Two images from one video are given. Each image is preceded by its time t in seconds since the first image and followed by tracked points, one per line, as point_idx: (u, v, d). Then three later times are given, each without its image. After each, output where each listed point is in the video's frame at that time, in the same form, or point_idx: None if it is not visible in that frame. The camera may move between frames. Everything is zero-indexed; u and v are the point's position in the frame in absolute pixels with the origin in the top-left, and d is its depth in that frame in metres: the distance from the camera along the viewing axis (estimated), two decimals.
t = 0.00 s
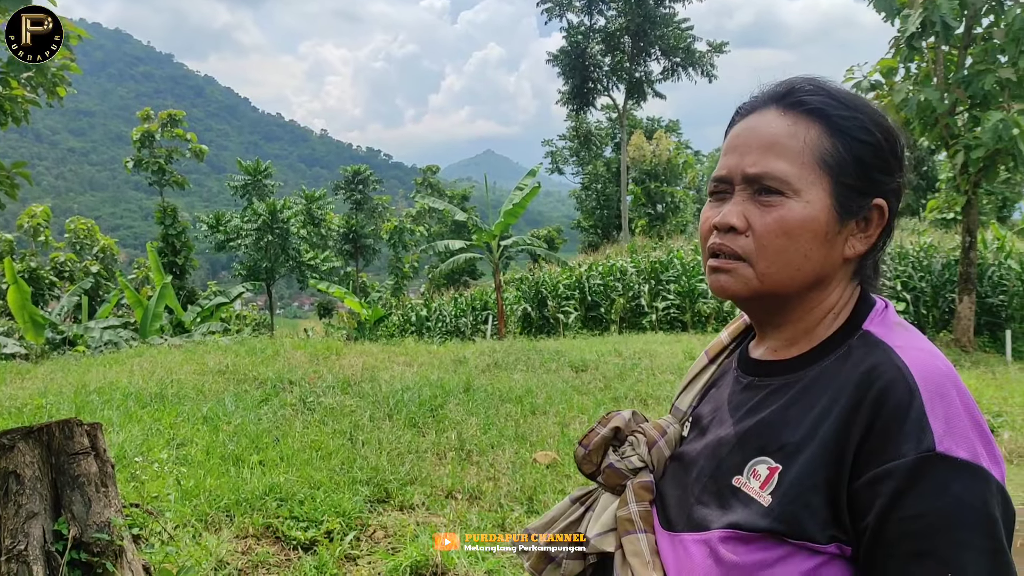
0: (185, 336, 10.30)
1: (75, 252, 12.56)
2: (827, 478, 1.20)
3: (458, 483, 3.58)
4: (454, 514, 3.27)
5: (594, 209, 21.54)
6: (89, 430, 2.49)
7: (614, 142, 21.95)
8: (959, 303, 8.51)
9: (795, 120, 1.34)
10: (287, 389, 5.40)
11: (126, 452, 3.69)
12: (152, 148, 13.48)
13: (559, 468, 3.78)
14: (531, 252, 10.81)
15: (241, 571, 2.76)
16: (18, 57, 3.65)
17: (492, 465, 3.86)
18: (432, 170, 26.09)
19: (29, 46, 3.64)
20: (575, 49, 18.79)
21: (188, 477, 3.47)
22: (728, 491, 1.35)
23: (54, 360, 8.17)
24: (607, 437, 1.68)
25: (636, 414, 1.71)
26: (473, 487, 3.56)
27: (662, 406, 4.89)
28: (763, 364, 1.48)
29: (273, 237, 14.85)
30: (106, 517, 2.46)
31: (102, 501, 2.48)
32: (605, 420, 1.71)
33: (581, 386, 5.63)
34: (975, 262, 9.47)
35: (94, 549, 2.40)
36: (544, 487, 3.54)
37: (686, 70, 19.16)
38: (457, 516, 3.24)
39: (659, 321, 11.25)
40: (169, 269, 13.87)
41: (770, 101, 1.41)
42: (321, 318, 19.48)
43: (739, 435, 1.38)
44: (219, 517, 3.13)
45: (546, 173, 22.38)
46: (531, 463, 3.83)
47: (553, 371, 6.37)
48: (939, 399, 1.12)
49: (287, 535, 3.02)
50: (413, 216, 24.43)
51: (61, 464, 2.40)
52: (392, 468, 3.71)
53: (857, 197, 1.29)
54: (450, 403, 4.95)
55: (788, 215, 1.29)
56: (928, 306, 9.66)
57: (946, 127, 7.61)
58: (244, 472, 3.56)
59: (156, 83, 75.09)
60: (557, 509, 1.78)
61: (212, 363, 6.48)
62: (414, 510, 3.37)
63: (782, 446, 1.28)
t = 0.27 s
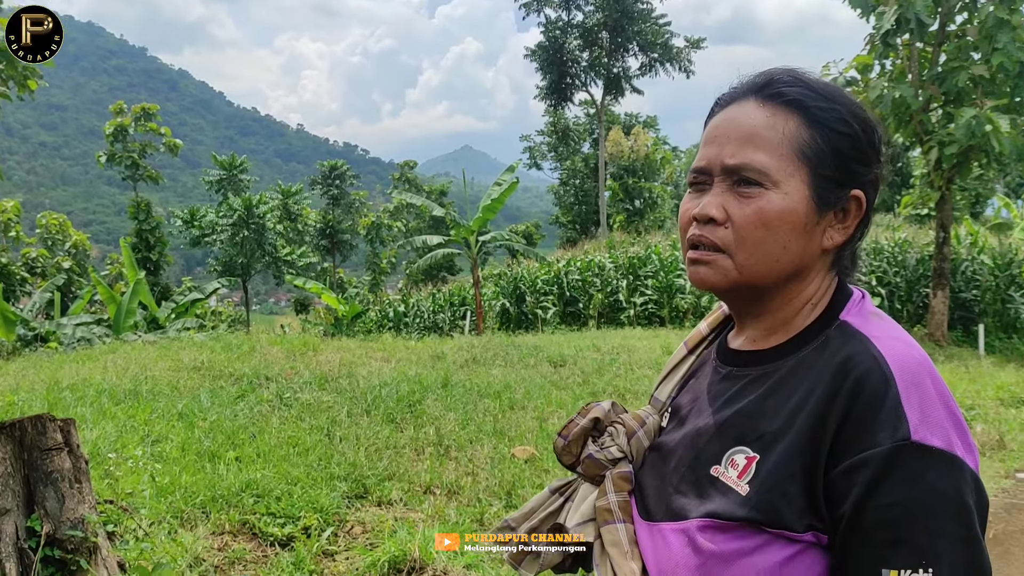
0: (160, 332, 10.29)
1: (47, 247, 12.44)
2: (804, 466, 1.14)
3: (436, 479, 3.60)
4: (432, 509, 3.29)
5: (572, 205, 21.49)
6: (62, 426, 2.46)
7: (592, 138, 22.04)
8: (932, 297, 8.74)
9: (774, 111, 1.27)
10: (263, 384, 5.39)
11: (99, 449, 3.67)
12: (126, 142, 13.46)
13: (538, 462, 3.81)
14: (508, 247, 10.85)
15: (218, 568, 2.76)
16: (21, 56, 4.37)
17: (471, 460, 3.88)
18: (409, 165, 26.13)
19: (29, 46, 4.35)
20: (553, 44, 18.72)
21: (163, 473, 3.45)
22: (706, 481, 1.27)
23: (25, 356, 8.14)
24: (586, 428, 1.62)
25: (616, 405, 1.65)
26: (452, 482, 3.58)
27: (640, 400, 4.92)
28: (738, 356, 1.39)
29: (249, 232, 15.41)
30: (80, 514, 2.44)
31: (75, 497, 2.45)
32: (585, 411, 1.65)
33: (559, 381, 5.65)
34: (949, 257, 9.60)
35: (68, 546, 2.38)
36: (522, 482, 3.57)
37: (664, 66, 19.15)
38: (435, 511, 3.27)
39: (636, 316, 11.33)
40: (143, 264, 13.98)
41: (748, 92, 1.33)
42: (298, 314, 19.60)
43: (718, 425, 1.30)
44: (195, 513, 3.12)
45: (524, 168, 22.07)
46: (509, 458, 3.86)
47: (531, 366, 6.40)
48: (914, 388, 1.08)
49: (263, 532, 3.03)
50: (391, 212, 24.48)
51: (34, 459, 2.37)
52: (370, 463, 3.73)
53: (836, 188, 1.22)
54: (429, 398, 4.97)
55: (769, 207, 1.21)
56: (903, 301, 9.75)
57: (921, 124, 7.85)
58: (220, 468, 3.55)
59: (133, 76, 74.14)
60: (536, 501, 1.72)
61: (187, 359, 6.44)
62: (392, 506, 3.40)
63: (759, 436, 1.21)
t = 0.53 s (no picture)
0: (137, 328, 10.29)
1: (22, 243, 12.30)
2: (781, 460, 1.11)
3: (416, 475, 3.62)
4: (412, 505, 3.32)
5: (552, 201, 21.47)
6: (38, 423, 2.43)
7: (572, 135, 21.72)
8: (910, 294, 8.78)
9: (750, 109, 1.26)
10: (242, 381, 5.39)
11: (76, 446, 3.64)
12: (102, 136, 13.34)
13: (518, 457, 3.83)
14: (488, 243, 10.88)
15: (197, 565, 2.76)
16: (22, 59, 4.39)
17: (451, 456, 3.90)
18: (389, 161, 26.11)
19: (30, 48, 4.41)
20: (533, 40, 18.70)
21: (141, 471, 3.44)
22: (684, 474, 1.23)
23: None
24: (566, 422, 1.55)
25: (596, 398, 1.58)
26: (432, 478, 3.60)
27: (621, 396, 4.96)
28: (715, 350, 1.37)
29: (227, 227, 15.35)
30: (57, 511, 2.43)
31: (52, 494, 2.44)
32: (565, 403, 1.58)
33: (539, 377, 5.69)
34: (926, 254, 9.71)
35: (44, 543, 2.37)
36: (503, 477, 3.59)
37: (644, 63, 19.16)
38: (416, 508, 3.30)
39: (617, 312, 11.38)
40: (120, 260, 13.96)
41: (725, 89, 1.32)
42: (277, 310, 19.67)
43: (695, 418, 1.26)
44: (174, 510, 3.12)
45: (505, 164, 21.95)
46: (489, 454, 3.88)
47: (512, 362, 6.43)
48: (889, 382, 1.06)
49: (243, 529, 3.04)
50: (370, 208, 24.48)
51: (10, 457, 2.34)
52: (350, 460, 3.74)
53: (812, 185, 1.22)
54: (409, 394, 4.98)
55: (746, 205, 1.21)
56: (879, 297, 9.88)
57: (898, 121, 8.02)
58: (198, 465, 3.54)
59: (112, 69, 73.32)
60: (515, 494, 1.63)
61: (166, 356, 6.40)
62: (372, 501, 3.42)
63: (736, 430, 1.18)
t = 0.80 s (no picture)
0: (116, 324, 10.24)
1: None
2: (759, 452, 1.11)
3: (398, 471, 3.63)
4: (394, 501, 3.33)
5: (535, 197, 21.50)
6: (15, 420, 2.40)
7: (555, 130, 21.75)
8: (889, 289, 8.86)
9: (727, 103, 1.26)
10: (223, 377, 5.36)
11: (54, 443, 3.61)
12: (80, 131, 13.21)
13: (501, 453, 3.86)
14: (470, 239, 10.90)
15: (177, 563, 2.76)
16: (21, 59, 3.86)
17: (433, 452, 3.92)
18: (371, 156, 26.05)
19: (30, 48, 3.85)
20: (516, 35, 18.68)
21: (119, 467, 3.42)
22: (663, 466, 1.24)
23: None
24: (544, 416, 1.56)
25: (574, 392, 1.60)
26: (414, 474, 3.61)
27: (603, 391, 4.99)
28: (694, 343, 1.38)
29: (208, 223, 15.30)
30: (34, 508, 2.39)
31: (29, 491, 2.40)
32: (543, 398, 1.59)
33: (522, 373, 5.72)
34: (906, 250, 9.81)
35: (21, 541, 2.33)
36: (485, 473, 3.61)
37: (627, 59, 19.22)
38: (398, 503, 3.31)
39: (599, 308, 11.44)
40: (98, 256, 13.85)
41: (702, 84, 1.33)
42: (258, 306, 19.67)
43: (674, 411, 1.26)
44: (154, 507, 3.11)
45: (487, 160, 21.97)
46: (472, 449, 3.90)
47: (494, 358, 6.45)
48: (866, 373, 1.06)
49: (223, 525, 3.03)
50: (352, 203, 24.47)
51: None
52: (332, 456, 3.75)
53: (789, 179, 1.22)
54: (391, 390, 4.99)
55: (723, 199, 1.21)
56: (859, 292, 9.96)
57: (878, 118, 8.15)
58: (178, 462, 3.53)
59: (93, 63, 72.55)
60: (493, 488, 1.64)
61: (145, 352, 6.36)
62: (354, 498, 3.42)
63: (714, 422, 1.18)
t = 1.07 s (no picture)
0: (97, 321, 10.20)
1: None
2: (737, 444, 1.12)
3: (382, 467, 3.64)
4: (378, 497, 3.34)
5: (520, 193, 21.48)
6: None
7: (540, 126, 21.76)
8: (872, 285, 8.90)
9: (703, 95, 1.27)
10: (206, 374, 5.34)
11: (34, 440, 3.59)
12: (62, 126, 13.11)
13: (485, 449, 3.86)
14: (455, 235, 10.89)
15: (159, 560, 2.76)
16: (23, 57, 4.20)
17: (418, 448, 3.92)
18: (356, 153, 25.95)
19: (30, 47, 4.16)
20: (500, 31, 18.63)
21: (101, 464, 3.40)
22: (642, 460, 1.24)
23: None
24: (524, 411, 1.60)
25: (553, 387, 1.63)
26: (399, 470, 3.62)
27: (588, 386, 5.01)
28: (672, 336, 1.38)
29: (191, 219, 15.66)
30: (14, 507, 2.30)
31: (9, 489, 2.31)
32: (522, 394, 1.63)
33: (507, 369, 5.74)
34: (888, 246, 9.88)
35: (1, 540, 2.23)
36: (469, 469, 3.62)
37: (611, 55, 19.23)
38: (381, 500, 3.32)
39: (584, 304, 11.48)
40: (80, 253, 13.74)
41: (679, 76, 1.33)
42: (242, 303, 19.68)
43: (653, 405, 1.26)
44: (136, 504, 3.10)
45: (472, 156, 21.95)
46: (456, 446, 3.90)
47: (480, 354, 6.45)
48: (843, 364, 1.07)
49: (206, 523, 3.04)
50: (336, 199, 24.41)
51: None
52: (316, 453, 3.76)
53: (764, 171, 1.23)
54: (376, 387, 4.99)
55: (698, 189, 1.22)
56: (843, 288, 10.02)
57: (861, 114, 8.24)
58: (161, 459, 3.51)
59: (78, 59, 71.95)
60: (475, 483, 1.65)
61: (127, 349, 6.33)
62: (338, 494, 3.43)
63: (692, 415, 1.18)
